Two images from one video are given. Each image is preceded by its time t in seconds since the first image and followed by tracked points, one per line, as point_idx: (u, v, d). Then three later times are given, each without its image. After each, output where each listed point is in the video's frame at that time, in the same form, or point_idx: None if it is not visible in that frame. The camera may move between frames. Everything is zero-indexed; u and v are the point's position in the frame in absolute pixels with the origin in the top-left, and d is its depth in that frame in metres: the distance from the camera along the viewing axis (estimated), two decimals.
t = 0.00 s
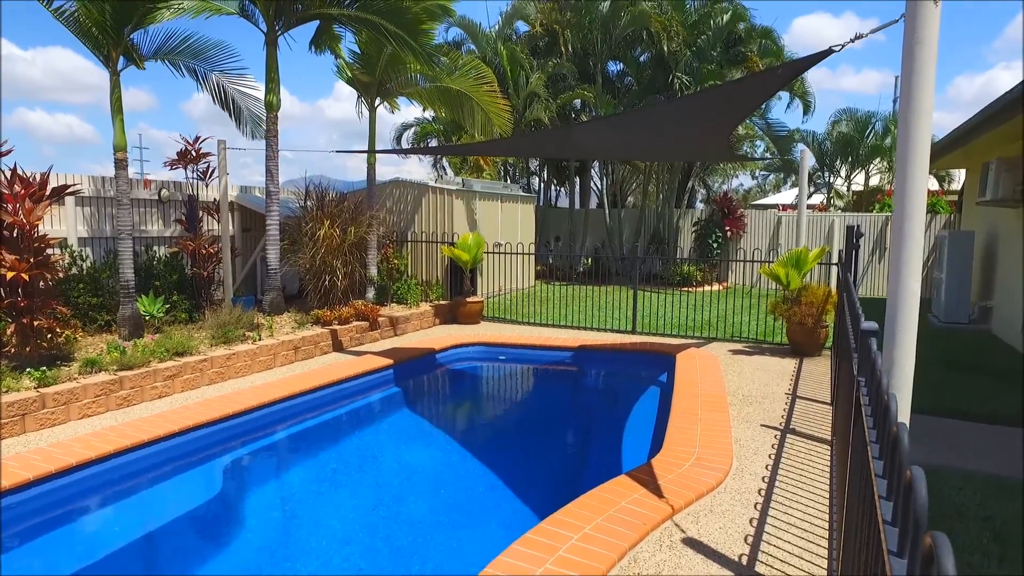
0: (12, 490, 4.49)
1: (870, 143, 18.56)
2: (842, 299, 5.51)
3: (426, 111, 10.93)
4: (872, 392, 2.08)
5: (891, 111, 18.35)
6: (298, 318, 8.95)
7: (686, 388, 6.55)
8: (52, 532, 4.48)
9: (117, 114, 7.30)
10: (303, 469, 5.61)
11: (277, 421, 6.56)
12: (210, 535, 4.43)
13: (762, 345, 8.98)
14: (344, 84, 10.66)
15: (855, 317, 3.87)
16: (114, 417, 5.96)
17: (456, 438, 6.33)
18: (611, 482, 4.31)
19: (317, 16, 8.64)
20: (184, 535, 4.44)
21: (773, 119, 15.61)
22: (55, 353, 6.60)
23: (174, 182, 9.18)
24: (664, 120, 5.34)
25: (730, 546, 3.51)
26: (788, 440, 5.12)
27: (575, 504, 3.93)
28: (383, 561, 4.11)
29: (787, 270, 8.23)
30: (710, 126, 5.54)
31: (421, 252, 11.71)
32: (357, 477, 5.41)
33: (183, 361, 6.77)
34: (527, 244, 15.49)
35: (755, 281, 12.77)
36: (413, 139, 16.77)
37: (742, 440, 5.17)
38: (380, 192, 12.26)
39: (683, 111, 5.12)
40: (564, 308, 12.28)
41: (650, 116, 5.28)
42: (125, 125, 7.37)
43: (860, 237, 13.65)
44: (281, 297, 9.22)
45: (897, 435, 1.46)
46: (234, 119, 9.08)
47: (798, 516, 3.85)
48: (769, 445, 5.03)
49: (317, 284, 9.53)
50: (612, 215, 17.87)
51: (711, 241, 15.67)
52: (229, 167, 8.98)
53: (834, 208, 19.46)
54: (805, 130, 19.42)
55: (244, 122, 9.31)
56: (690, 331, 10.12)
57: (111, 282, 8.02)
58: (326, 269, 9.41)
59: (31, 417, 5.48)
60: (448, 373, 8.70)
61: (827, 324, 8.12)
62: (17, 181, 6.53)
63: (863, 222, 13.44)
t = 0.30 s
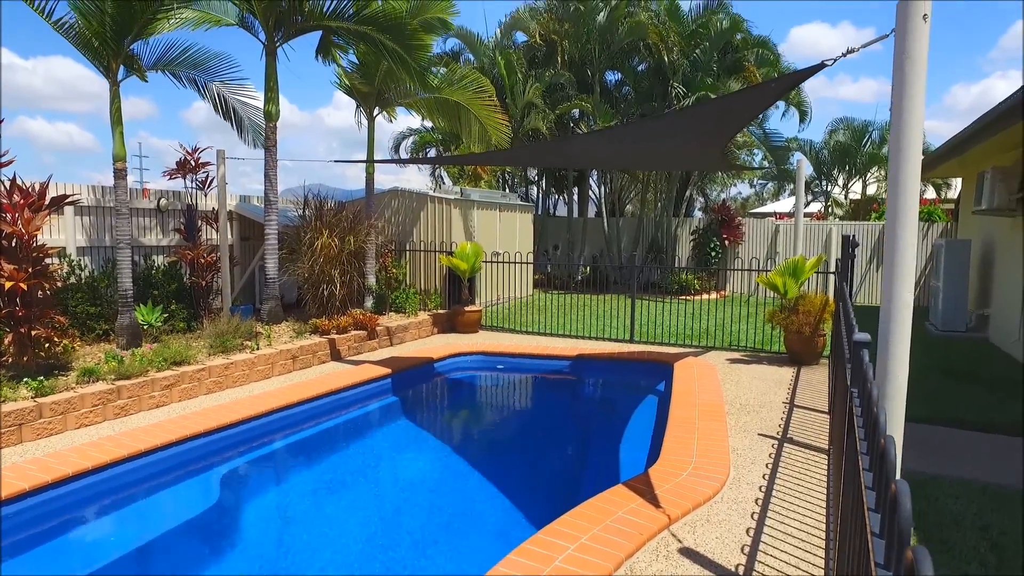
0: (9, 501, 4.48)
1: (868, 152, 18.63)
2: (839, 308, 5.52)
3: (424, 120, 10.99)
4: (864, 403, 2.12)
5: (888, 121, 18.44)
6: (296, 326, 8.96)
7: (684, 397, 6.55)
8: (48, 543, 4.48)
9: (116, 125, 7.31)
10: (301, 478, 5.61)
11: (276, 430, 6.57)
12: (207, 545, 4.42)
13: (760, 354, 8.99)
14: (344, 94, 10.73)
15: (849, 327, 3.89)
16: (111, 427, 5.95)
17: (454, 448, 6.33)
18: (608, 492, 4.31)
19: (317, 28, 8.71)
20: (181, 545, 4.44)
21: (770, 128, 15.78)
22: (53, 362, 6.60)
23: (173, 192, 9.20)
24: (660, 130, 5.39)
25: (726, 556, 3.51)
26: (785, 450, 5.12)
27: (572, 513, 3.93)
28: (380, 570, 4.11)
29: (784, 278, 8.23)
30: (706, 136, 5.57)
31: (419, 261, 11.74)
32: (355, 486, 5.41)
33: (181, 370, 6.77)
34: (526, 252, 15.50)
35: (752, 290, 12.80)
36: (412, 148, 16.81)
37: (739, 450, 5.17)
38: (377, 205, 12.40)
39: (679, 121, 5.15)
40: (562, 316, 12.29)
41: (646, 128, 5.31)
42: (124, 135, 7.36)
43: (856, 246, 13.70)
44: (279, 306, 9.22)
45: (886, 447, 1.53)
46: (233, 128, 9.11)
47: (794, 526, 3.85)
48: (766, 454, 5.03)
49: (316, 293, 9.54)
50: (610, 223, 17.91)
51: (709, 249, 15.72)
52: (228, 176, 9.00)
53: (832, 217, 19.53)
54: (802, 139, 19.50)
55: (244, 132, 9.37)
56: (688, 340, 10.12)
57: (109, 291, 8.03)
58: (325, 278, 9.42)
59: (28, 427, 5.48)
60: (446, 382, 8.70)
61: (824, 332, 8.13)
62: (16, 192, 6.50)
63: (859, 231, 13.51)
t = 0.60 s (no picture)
0: (4, 506, 4.47)
1: (866, 156, 18.67)
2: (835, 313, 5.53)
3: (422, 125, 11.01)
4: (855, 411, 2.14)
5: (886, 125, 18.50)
6: (294, 331, 8.96)
7: (681, 402, 6.55)
8: (42, 549, 4.46)
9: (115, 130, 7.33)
10: (297, 483, 5.59)
11: (273, 435, 6.57)
12: (202, 550, 4.41)
13: (757, 358, 8.99)
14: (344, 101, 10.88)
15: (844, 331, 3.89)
16: (107, 432, 5.94)
17: (452, 452, 6.33)
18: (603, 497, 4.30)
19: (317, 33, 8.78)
20: (176, 550, 4.42)
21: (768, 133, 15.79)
22: (50, 368, 6.59)
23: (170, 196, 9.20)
24: (656, 137, 5.42)
25: (722, 561, 3.51)
26: (782, 455, 5.12)
27: (567, 518, 3.93)
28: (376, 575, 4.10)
29: (781, 283, 8.27)
30: (702, 142, 5.60)
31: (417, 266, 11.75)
32: (352, 492, 5.40)
33: (178, 375, 6.76)
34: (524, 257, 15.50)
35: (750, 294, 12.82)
36: (410, 153, 16.84)
37: (736, 455, 5.16)
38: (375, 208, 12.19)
39: (674, 126, 5.17)
40: (560, 321, 12.29)
41: (642, 134, 5.33)
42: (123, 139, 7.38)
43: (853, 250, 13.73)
44: (277, 310, 9.22)
45: (871, 454, 1.57)
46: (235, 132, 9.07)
47: (790, 531, 3.85)
48: (762, 459, 5.03)
49: (313, 298, 9.49)
50: (609, 228, 17.92)
51: (707, 254, 15.74)
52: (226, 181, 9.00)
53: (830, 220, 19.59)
54: (800, 143, 19.55)
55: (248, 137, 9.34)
56: (686, 345, 10.13)
57: (107, 296, 8.02)
58: (322, 283, 9.38)
59: (24, 432, 5.47)
60: (444, 387, 8.69)
61: (822, 336, 8.14)
62: (13, 196, 6.50)
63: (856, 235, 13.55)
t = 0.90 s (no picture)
0: (4, 512, 4.49)
1: (864, 161, 18.73)
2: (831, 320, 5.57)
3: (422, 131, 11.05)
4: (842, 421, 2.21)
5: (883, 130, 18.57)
6: (293, 337, 8.99)
7: (678, 408, 6.58)
8: (42, 554, 4.48)
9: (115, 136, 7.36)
10: (296, 489, 5.62)
11: (272, 440, 6.59)
12: (201, 556, 4.43)
13: (755, 364, 9.02)
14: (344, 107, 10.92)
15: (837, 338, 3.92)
16: (107, 438, 5.96)
17: (451, 458, 6.35)
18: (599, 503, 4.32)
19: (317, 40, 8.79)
20: (175, 555, 4.45)
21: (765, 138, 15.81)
22: (49, 374, 6.61)
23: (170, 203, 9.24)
24: (652, 145, 5.46)
25: (716, 567, 3.53)
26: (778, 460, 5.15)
27: (563, 524, 3.95)
28: None
29: (779, 289, 8.28)
30: (698, 150, 5.64)
31: (416, 272, 11.78)
32: (350, 497, 5.42)
33: (177, 381, 6.79)
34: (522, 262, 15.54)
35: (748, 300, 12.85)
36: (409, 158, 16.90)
37: (732, 460, 5.19)
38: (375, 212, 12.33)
39: (670, 134, 5.21)
40: (559, 326, 12.33)
41: (638, 142, 5.38)
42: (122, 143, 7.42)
43: (849, 256, 13.81)
44: (276, 316, 9.25)
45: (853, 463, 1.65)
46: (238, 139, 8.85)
47: (784, 537, 3.88)
48: (758, 465, 5.06)
49: (312, 304, 9.52)
50: (607, 233, 17.96)
51: (706, 259, 15.72)
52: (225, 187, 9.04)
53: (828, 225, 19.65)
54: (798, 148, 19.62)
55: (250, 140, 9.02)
56: (684, 350, 10.15)
57: (106, 301, 8.05)
58: (321, 289, 9.41)
59: (24, 438, 5.49)
60: (443, 393, 8.72)
61: (819, 342, 8.16)
62: (13, 202, 6.52)
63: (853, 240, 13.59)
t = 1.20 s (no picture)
0: (3, 520, 4.54)
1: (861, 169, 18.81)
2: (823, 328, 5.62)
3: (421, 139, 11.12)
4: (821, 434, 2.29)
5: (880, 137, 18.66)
6: (291, 345, 9.03)
7: (673, 415, 6.63)
8: (41, 561, 4.53)
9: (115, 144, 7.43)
10: (293, 497, 5.66)
11: (270, 448, 6.64)
12: (199, 563, 4.47)
13: (751, 371, 9.07)
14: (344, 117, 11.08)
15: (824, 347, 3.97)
16: (105, 446, 6.01)
17: (448, 466, 6.39)
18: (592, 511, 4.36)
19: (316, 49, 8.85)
20: (172, 562, 4.48)
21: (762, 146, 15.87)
22: (49, 382, 6.66)
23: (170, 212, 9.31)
24: (646, 157, 5.52)
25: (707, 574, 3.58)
26: (771, 468, 5.20)
27: (556, 532, 3.99)
28: None
29: (773, 297, 8.36)
30: (691, 162, 5.71)
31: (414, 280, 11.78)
32: (347, 505, 5.45)
33: (176, 389, 6.83)
34: (521, 270, 15.60)
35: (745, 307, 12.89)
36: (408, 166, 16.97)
37: (725, 468, 5.24)
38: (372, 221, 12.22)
39: (663, 146, 5.27)
40: (557, 333, 12.37)
41: (632, 155, 5.46)
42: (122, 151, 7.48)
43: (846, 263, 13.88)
44: (274, 325, 9.31)
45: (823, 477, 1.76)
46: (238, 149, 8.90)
47: (775, 545, 3.92)
48: (750, 473, 5.10)
49: (310, 312, 9.56)
50: (606, 240, 18.01)
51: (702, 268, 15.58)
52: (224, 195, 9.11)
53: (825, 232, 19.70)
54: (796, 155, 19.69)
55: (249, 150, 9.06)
56: (680, 358, 10.19)
57: (106, 309, 8.11)
58: (319, 297, 9.46)
59: (23, 446, 5.54)
60: (441, 401, 8.76)
61: (814, 350, 8.20)
62: (15, 212, 6.59)
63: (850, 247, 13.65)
